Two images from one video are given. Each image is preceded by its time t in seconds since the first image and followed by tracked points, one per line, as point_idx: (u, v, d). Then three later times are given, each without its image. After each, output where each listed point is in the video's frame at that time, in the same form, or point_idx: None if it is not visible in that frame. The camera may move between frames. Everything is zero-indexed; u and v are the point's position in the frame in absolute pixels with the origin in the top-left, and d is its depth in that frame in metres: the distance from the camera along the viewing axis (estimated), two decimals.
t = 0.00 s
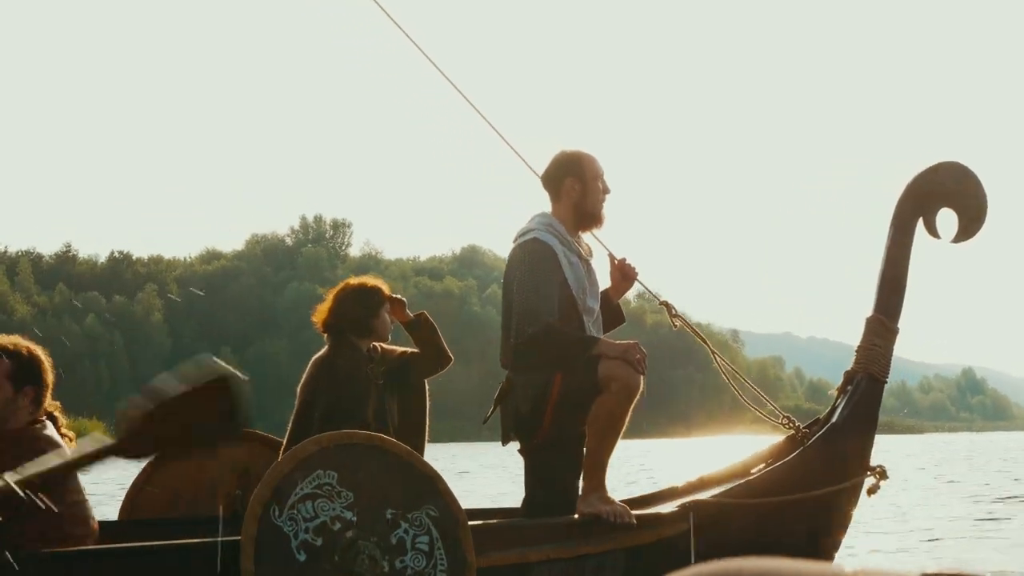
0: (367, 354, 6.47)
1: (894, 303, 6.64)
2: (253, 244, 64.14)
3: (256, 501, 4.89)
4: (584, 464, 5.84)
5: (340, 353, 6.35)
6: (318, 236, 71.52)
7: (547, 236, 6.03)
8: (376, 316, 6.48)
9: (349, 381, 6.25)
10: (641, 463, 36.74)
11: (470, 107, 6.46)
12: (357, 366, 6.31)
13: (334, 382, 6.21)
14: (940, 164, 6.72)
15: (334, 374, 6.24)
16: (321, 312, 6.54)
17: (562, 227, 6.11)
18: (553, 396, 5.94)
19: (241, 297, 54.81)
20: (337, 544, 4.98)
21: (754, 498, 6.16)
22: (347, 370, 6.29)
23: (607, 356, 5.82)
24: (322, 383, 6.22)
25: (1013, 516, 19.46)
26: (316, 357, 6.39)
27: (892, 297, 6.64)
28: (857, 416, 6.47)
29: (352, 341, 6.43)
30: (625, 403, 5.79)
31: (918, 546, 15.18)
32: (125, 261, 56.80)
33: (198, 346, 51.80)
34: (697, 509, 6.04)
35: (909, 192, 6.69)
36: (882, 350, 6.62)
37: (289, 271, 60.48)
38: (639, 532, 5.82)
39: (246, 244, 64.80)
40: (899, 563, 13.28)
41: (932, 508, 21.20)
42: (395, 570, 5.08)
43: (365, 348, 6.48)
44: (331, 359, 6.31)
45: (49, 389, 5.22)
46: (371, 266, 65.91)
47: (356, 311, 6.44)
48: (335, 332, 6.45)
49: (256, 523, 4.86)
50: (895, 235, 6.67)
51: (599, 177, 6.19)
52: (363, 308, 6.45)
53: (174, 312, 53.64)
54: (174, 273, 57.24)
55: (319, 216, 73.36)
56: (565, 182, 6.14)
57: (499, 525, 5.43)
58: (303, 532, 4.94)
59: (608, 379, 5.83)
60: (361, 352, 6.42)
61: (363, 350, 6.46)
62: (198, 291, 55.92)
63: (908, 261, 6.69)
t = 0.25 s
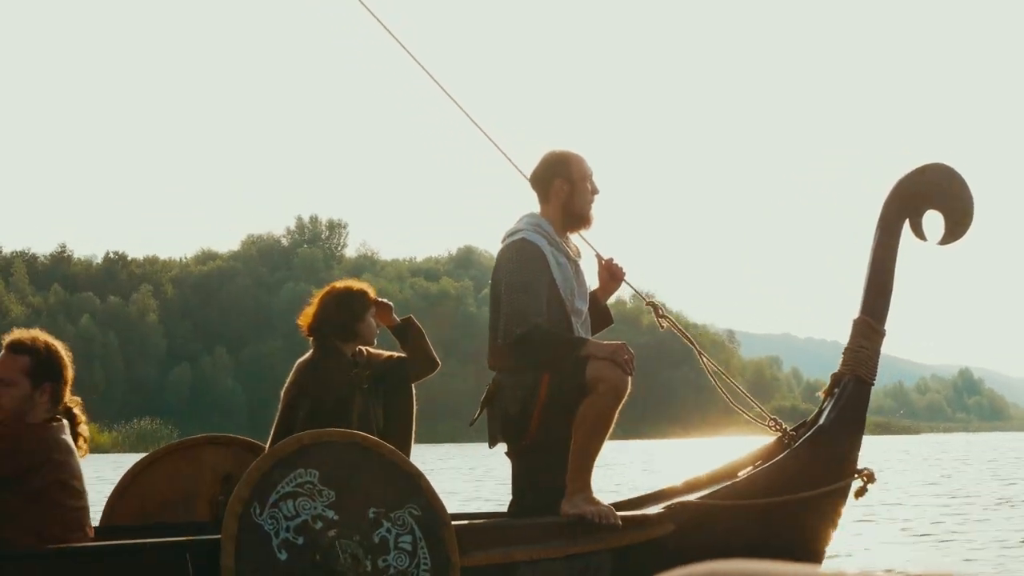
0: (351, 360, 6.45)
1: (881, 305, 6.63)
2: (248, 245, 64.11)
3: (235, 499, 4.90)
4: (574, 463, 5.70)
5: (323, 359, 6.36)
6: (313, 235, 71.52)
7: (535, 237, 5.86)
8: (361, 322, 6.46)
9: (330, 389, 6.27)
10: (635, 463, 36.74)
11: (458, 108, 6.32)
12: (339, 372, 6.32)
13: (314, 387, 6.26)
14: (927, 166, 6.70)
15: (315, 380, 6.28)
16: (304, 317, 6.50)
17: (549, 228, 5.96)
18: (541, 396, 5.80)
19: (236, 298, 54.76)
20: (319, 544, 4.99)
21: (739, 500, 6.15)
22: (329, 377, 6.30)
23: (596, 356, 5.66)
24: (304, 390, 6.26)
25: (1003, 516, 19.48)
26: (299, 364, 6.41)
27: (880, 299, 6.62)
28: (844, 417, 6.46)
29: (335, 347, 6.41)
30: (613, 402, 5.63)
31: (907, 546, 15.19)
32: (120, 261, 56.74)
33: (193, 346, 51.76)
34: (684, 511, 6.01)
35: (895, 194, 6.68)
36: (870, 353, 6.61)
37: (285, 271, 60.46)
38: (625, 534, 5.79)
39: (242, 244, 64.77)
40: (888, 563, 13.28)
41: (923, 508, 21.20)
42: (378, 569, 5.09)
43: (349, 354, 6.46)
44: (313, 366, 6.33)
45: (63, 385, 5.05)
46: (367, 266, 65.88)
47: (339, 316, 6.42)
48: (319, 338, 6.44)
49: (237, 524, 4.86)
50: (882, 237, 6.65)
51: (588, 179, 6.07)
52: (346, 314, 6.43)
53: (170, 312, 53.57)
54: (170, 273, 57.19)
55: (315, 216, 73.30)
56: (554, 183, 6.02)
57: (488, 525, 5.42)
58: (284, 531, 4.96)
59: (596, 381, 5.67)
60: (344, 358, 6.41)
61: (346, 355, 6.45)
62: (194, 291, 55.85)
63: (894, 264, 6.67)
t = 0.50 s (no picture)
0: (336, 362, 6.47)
1: (868, 305, 6.64)
2: (246, 245, 64.18)
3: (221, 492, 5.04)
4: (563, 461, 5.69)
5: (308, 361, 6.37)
6: (311, 235, 71.58)
7: (523, 234, 5.85)
8: (347, 325, 6.47)
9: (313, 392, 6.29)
10: (631, 463, 36.77)
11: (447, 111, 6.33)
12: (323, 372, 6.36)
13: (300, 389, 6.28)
14: (916, 165, 6.70)
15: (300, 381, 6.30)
16: (291, 319, 6.52)
17: (540, 227, 5.94)
18: (532, 392, 5.74)
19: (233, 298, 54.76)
20: (304, 540, 5.10)
21: (728, 499, 6.15)
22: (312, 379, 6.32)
23: (586, 354, 5.66)
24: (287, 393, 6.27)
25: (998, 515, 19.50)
26: (284, 368, 6.42)
27: (867, 298, 6.63)
28: (834, 415, 6.47)
29: (320, 350, 6.43)
30: (605, 402, 5.66)
31: (901, 545, 15.23)
32: (117, 262, 56.76)
33: (190, 347, 51.79)
34: (671, 510, 5.99)
35: (884, 193, 6.68)
36: (859, 353, 6.60)
37: (282, 271, 60.50)
38: (619, 534, 5.76)
39: (239, 244, 64.81)
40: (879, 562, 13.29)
41: (915, 507, 21.23)
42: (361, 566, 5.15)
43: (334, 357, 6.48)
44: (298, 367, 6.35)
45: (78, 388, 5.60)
46: (365, 266, 65.90)
47: (326, 317, 6.44)
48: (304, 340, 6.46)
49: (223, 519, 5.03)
50: (870, 235, 6.66)
51: (576, 176, 6.02)
52: (332, 316, 6.44)
53: (166, 312, 53.62)
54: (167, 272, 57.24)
55: (312, 216, 73.30)
56: (543, 181, 5.99)
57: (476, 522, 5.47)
58: (269, 526, 5.09)
59: (587, 380, 5.66)
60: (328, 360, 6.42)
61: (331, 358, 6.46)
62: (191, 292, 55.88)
63: (883, 264, 6.67)
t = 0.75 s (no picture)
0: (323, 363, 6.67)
1: (864, 302, 6.63)
2: (250, 243, 64.22)
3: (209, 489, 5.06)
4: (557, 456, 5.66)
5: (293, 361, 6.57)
6: (315, 233, 71.59)
7: (514, 230, 5.86)
8: (330, 325, 6.67)
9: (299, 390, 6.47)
10: (633, 461, 36.75)
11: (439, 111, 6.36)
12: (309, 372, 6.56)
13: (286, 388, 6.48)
14: (908, 162, 6.71)
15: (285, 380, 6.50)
16: (276, 323, 6.74)
17: (532, 223, 5.96)
18: (527, 389, 5.71)
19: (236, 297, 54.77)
20: (296, 534, 5.11)
21: (723, 496, 6.13)
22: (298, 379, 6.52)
23: (582, 351, 5.60)
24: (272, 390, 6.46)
25: (998, 514, 19.49)
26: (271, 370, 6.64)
27: (862, 295, 6.63)
28: (830, 413, 6.46)
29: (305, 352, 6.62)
30: (601, 397, 5.57)
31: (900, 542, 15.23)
32: (120, 260, 56.78)
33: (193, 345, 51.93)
34: (667, 508, 5.98)
35: (878, 188, 6.68)
36: (855, 349, 6.60)
37: (285, 270, 60.53)
38: (610, 530, 5.77)
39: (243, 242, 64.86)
40: (876, 560, 13.29)
41: (916, 505, 21.19)
42: (355, 562, 5.19)
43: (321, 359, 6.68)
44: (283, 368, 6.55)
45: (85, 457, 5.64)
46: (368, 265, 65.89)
47: (310, 318, 6.65)
48: (290, 342, 6.66)
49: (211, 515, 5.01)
50: (865, 232, 6.65)
51: (567, 173, 6.06)
52: (316, 318, 6.65)
53: (170, 309, 53.56)
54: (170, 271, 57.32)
55: (315, 214, 73.27)
56: (533, 178, 6.02)
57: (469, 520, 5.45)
58: (260, 520, 5.10)
59: (583, 375, 5.60)
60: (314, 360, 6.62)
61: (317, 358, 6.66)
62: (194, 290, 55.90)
63: (878, 260, 6.67)
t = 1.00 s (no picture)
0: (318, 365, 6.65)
1: (864, 299, 6.59)
2: (255, 244, 64.23)
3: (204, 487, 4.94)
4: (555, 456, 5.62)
5: (289, 362, 6.53)
6: (321, 234, 71.58)
7: (510, 226, 5.80)
8: (324, 325, 6.63)
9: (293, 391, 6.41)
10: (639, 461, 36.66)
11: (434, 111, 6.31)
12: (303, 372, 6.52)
13: (281, 389, 6.41)
14: (906, 159, 6.68)
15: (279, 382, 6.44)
16: (269, 325, 6.68)
17: (528, 220, 5.92)
18: (525, 388, 5.62)
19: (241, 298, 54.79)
20: (290, 533, 5.07)
21: (725, 494, 6.09)
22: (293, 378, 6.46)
23: (581, 348, 5.47)
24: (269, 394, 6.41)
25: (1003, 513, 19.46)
26: (264, 371, 6.58)
27: (862, 292, 6.59)
28: (830, 412, 6.42)
29: (300, 352, 6.57)
30: (600, 398, 5.43)
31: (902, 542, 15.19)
32: (125, 261, 56.84)
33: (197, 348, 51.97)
34: (666, 509, 5.93)
35: (876, 185, 6.65)
36: (854, 347, 6.56)
37: (290, 271, 60.54)
38: (607, 529, 5.72)
39: (248, 243, 64.87)
40: (876, 560, 13.26)
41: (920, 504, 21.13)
42: (350, 562, 5.17)
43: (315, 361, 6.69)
44: (279, 369, 6.49)
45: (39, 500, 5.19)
46: (373, 265, 65.87)
47: (305, 318, 6.60)
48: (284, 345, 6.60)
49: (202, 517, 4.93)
50: (864, 230, 6.61)
51: (562, 169, 6.03)
52: (310, 318, 6.60)
53: (175, 311, 53.53)
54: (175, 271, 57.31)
55: (321, 215, 73.27)
56: (527, 174, 6.00)
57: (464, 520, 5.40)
58: (255, 520, 5.03)
59: (583, 374, 5.47)
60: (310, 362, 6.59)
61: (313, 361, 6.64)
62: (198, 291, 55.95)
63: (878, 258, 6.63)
